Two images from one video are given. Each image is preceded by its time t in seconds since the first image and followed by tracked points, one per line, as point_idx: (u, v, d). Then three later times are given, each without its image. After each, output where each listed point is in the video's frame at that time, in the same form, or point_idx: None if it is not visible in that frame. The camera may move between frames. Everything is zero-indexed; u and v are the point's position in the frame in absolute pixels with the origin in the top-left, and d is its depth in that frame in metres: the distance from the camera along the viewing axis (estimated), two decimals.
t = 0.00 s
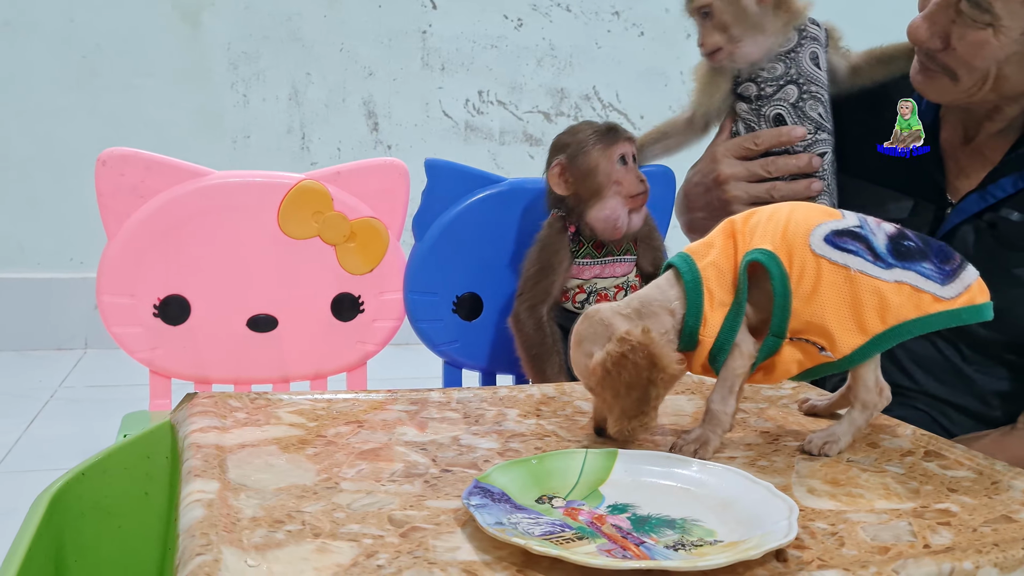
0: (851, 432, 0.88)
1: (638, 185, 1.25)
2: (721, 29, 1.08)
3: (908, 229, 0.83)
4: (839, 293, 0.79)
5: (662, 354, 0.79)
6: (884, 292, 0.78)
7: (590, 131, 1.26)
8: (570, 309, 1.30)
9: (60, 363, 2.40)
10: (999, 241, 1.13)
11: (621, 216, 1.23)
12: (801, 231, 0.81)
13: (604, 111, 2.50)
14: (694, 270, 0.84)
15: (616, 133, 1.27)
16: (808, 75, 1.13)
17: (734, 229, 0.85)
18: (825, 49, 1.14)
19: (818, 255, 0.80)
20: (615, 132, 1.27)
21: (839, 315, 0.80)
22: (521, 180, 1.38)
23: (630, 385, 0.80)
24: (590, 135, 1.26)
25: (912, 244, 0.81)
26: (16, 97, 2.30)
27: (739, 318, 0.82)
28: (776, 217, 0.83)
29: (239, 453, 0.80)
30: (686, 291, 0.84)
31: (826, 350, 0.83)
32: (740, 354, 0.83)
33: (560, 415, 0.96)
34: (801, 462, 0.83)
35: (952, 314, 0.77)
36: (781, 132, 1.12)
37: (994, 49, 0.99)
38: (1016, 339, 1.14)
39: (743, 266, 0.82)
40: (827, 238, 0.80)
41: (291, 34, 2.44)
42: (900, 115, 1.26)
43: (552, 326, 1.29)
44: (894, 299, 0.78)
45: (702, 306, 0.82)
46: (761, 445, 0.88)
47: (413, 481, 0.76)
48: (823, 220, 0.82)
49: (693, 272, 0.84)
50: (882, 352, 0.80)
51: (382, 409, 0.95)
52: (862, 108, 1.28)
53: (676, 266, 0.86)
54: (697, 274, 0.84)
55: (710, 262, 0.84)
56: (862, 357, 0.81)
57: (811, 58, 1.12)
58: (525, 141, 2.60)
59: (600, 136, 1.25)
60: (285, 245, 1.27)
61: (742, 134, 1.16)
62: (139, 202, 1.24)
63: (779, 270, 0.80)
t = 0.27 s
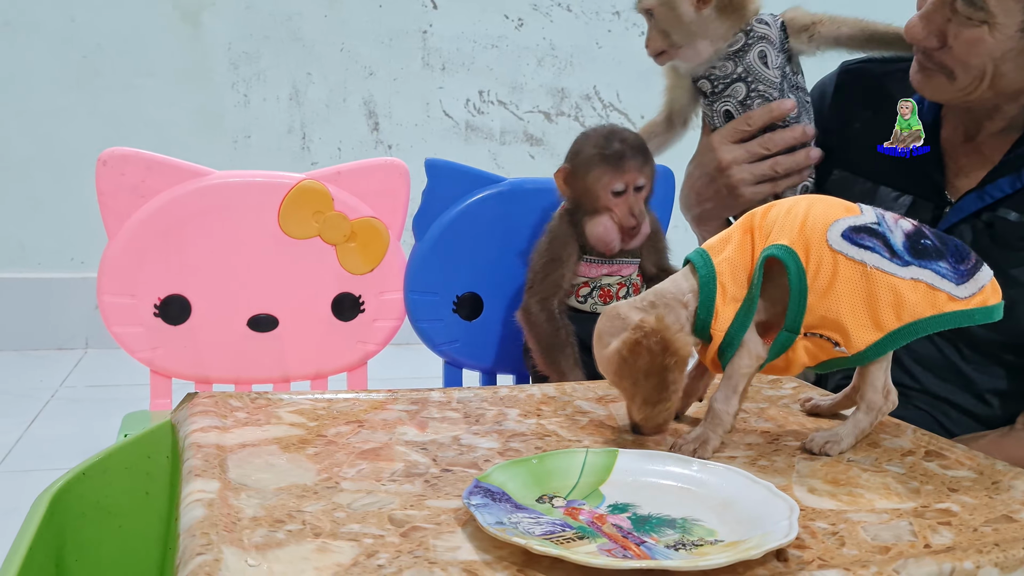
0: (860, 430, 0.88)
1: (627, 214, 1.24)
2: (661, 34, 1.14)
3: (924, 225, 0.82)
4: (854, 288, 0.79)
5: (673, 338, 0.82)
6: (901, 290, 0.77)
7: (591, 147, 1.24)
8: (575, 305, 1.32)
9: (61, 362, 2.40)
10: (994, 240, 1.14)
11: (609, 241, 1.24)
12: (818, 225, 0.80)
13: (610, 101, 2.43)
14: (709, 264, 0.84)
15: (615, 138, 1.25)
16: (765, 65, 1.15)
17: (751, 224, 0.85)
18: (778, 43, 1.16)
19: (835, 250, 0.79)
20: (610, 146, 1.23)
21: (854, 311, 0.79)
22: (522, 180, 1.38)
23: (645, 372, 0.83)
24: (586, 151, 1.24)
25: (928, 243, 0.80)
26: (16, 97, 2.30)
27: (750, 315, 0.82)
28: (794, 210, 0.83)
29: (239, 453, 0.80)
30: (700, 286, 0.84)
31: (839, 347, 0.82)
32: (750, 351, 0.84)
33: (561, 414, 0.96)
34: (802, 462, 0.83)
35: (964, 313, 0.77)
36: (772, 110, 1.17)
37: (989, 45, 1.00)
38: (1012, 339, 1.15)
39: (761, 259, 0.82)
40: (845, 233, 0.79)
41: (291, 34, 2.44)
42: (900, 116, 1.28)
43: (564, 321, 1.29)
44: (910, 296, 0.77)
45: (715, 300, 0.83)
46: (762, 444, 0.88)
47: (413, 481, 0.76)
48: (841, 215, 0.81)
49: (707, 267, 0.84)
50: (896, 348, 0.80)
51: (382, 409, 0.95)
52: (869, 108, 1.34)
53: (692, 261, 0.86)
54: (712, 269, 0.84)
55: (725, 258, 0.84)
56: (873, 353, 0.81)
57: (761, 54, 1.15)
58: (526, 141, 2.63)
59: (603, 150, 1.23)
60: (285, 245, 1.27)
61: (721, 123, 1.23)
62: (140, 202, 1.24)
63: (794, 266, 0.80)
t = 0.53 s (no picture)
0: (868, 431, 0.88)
1: (630, 236, 1.30)
2: (666, 40, 1.22)
3: (946, 233, 0.82)
4: (869, 291, 0.79)
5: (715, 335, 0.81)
6: (914, 293, 0.77)
7: (603, 165, 1.29)
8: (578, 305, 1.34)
9: (61, 363, 2.39)
10: (994, 239, 1.13)
11: (609, 257, 1.30)
12: (837, 229, 0.81)
13: (611, 100, 2.67)
14: (726, 267, 0.86)
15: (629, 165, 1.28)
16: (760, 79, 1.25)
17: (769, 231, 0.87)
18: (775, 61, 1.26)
19: (852, 254, 0.80)
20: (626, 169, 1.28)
21: (867, 314, 0.80)
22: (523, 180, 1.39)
23: (689, 366, 0.81)
24: (602, 168, 1.29)
25: (947, 249, 0.80)
26: (16, 97, 2.29)
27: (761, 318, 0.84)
28: (813, 215, 0.84)
29: (239, 453, 0.80)
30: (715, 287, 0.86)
31: (850, 348, 0.83)
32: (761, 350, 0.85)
33: (561, 414, 0.96)
34: (802, 462, 0.83)
35: (980, 321, 0.76)
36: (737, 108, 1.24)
37: (984, 39, 1.02)
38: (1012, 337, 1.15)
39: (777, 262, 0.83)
40: (862, 236, 0.80)
41: (292, 33, 2.44)
42: (901, 116, 1.26)
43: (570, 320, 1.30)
44: (924, 300, 0.77)
45: (728, 303, 0.84)
46: (762, 444, 0.88)
47: (413, 481, 0.76)
48: (859, 219, 0.82)
49: (724, 271, 0.86)
50: (909, 352, 0.80)
51: (383, 409, 0.95)
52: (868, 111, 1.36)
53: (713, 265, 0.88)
54: (728, 272, 0.86)
55: (741, 262, 0.86)
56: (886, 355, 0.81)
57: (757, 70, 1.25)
58: (526, 141, 2.65)
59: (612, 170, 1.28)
60: (286, 245, 1.27)
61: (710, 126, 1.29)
62: (140, 202, 1.24)
63: (808, 266, 0.81)
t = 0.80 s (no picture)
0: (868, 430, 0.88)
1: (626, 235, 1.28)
2: (670, 51, 1.29)
3: (948, 235, 0.82)
4: (868, 291, 0.80)
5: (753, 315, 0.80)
6: (914, 295, 0.77)
7: (602, 162, 1.27)
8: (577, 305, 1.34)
9: (61, 363, 2.39)
10: (984, 236, 1.12)
11: (604, 257, 1.29)
12: (838, 228, 0.81)
13: (611, 100, 2.68)
14: (729, 262, 0.86)
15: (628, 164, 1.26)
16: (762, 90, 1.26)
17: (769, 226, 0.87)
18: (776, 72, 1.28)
19: (851, 254, 0.80)
20: (625, 167, 1.26)
21: (864, 313, 0.80)
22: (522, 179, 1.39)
23: (731, 343, 0.79)
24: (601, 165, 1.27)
25: (948, 251, 0.80)
26: (16, 97, 2.29)
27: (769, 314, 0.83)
28: (814, 214, 0.84)
29: (240, 453, 0.80)
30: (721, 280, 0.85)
31: (849, 347, 0.85)
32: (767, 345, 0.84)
33: (561, 414, 0.96)
34: (802, 461, 0.83)
35: (980, 323, 0.76)
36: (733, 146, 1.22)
37: (953, 35, 1.02)
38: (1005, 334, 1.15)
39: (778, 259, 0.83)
40: (862, 237, 0.80)
41: (292, 33, 2.44)
42: (901, 115, 1.27)
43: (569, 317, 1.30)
44: (923, 303, 0.77)
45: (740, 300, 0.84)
46: (763, 444, 0.88)
47: (413, 481, 0.76)
48: (860, 220, 0.82)
49: (729, 265, 0.85)
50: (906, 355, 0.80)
51: (383, 409, 0.95)
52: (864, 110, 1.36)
53: (715, 258, 0.87)
54: (733, 267, 0.85)
55: (745, 256, 0.86)
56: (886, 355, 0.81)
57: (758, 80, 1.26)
58: (526, 141, 2.65)
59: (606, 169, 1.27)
60: (286, 245, 1.27)
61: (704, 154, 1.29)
62: (141, 202, 1.24)
63: (810, 265, 0.81)
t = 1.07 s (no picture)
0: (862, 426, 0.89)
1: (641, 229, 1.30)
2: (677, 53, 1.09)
3: (931, 231, 0.84)
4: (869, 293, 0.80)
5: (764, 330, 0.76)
6: (913, 296, 0.78)
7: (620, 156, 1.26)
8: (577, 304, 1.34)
9: (61, 363, 2.39)
10: (969, 236, 1.17)
11: (617, 251, 1.30)
12: (836, 231, 0.81)
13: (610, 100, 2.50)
14: (732, 265, 0.83)
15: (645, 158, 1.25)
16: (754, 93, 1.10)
17: (766, 225, 0.85)
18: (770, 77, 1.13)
19: (851, 257, 0.80)
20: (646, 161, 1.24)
21: (866, 316, 0.80)
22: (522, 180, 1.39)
23: (742, 359, 0.75)
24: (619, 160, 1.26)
25: (935, 247, 0.82)
26: (16, 97, 2.29)
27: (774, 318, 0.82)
28: (806, 214, 0.84)
29: (239, 453, 0.80)
30: (723, 285, 0.83)
31: (851, 350, 0.83)
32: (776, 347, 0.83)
33: (561, 414, 0.96)
34: (801, 462, 0.84)
35: (972, 318, 0.79)
36: (765, 163, 1.11)
37: (919, 35, 0.98)
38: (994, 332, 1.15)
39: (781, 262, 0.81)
40: (860, 239, 0.80)
41: (292, 33, 2.44)
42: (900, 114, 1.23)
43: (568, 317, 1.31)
44: (922, 304, 0.78)
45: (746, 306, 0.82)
46: (763, 444, 0.88)
47: (413, 481, 0.76)
48: (852, 221, 0.82)
49: (731, 270, 0.83)
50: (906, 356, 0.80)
51: (383, 409, 0.95)
52: (864, 109, 1.34)
53: (713, 260, 0.84)
54: (736, 270, 0.83)
55: (747, 258, 0.83)
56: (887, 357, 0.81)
57: (755, 81, 1.09)
58: (526, 141, 2.65)
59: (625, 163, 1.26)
60: (287, 245, 1.27)
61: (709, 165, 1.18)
62: (141, 202, 1.24)
63: (816, 270, 0.80)
